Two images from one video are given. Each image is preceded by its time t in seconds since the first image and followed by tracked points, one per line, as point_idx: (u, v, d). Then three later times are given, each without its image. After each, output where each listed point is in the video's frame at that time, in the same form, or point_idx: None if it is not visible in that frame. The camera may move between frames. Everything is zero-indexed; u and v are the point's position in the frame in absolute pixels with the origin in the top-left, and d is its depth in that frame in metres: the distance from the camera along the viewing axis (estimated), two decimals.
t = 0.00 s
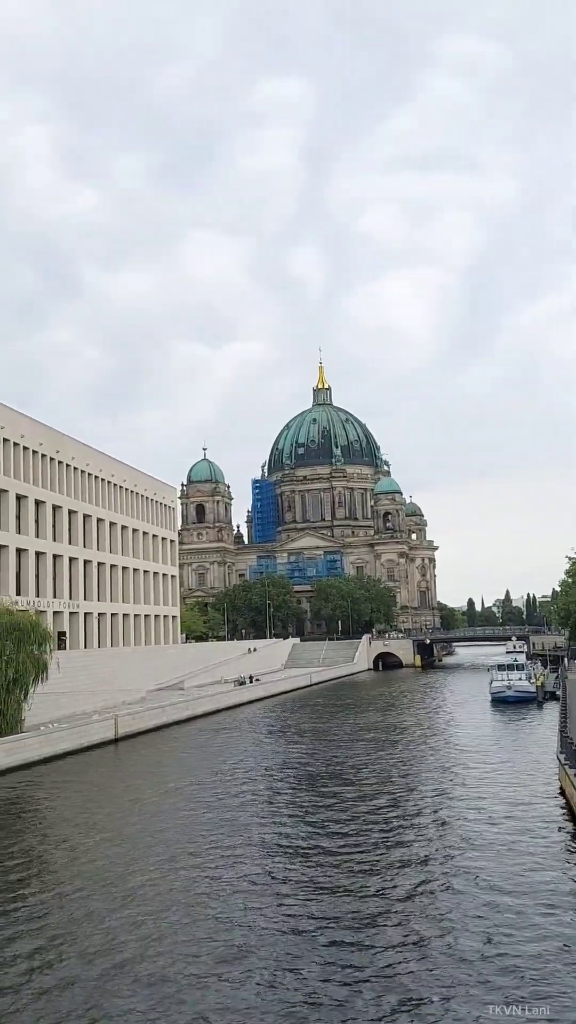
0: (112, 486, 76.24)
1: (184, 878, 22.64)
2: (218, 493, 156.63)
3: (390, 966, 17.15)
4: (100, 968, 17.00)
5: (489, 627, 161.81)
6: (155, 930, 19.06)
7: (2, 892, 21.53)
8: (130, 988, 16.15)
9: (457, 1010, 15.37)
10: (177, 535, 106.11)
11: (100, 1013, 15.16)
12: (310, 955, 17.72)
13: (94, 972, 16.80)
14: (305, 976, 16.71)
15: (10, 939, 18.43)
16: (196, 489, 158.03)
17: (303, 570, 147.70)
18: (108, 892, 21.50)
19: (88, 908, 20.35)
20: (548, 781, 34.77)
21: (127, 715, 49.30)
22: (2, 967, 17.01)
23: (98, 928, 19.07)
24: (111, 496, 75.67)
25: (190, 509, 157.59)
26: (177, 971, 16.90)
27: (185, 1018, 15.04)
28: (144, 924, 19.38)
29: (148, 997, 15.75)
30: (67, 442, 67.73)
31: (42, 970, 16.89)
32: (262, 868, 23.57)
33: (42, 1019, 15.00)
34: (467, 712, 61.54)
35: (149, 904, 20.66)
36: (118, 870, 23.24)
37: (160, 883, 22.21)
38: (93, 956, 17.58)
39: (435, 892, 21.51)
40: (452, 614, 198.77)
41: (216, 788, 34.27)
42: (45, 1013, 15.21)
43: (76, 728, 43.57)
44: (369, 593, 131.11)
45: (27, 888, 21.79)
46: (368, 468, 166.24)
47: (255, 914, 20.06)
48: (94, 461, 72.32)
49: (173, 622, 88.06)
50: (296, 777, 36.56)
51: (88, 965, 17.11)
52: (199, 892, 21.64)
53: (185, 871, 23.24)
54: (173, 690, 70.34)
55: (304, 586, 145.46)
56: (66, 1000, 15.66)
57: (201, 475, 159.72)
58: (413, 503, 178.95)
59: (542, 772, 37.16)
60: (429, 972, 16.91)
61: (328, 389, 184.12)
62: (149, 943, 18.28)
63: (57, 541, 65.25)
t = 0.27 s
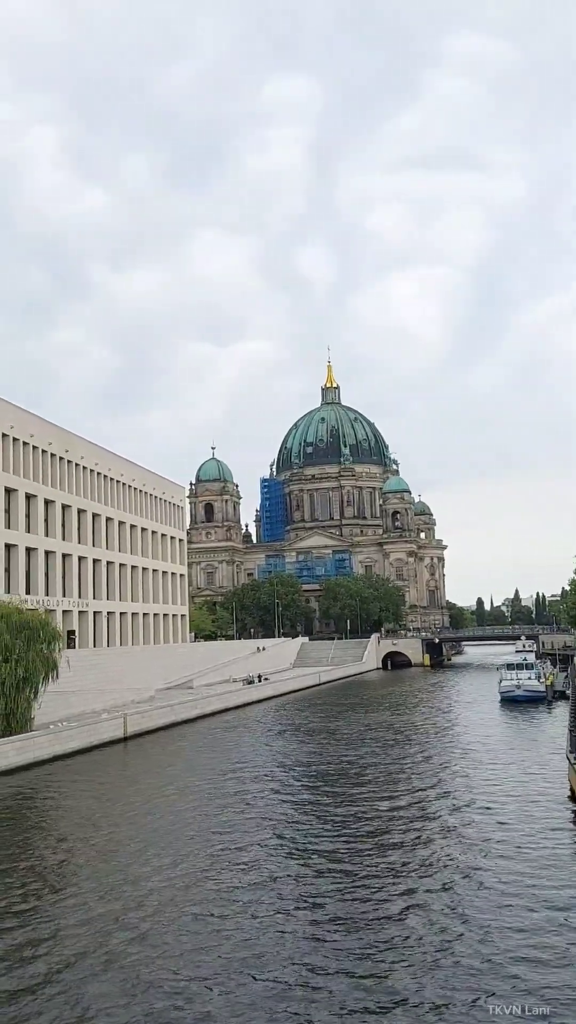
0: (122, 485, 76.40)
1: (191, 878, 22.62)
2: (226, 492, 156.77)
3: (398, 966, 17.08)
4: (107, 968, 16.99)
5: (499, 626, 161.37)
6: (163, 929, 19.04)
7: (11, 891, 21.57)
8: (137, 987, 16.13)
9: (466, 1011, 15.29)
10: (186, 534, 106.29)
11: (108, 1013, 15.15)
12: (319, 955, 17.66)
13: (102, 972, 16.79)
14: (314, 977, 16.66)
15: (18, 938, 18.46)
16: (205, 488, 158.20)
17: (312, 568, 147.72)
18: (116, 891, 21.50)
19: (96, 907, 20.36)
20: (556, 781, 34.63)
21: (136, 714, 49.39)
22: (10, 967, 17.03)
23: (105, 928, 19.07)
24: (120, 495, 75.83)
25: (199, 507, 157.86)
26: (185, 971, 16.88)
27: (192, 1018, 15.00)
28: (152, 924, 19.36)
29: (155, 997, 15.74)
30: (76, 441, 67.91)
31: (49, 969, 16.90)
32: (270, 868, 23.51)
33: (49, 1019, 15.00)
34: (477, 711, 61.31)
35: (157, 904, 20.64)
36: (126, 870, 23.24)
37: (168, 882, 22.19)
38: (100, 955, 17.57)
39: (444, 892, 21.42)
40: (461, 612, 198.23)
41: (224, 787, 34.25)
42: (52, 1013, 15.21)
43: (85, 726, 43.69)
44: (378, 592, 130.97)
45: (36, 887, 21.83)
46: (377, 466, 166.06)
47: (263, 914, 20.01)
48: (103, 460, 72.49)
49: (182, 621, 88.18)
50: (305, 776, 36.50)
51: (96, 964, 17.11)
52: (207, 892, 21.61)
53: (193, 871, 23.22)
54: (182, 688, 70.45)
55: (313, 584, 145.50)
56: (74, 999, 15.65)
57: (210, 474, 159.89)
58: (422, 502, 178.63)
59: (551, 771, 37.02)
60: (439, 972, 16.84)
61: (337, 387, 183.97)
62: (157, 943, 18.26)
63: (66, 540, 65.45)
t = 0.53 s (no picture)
0: (131, 484, 76.52)
1: (201, 878, 22.51)
2: (235, 490, 156.87)
3: (410, 966, 16.98)
4: (117, 968, 16.91)
5: (509, 625, 160.80)
6: (172, 929, 18.94)
7: (20, 890, 21.53)
8: (146, 987, 16.05)
9: (483, 1009, 15.27)
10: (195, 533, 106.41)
11: (116, 1013, 15.06)
12: (332, 956, 17.56)
13: (111, 972, 16.71)
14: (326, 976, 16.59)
15: (28, 937, 18.42)
16: (213, 487, 158.33)
17: (321, 567, 147.63)
18: (126, 891, 21.43)
19: (105, 907, 20.29)
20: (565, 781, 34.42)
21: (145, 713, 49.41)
22: (19, 966, 16.98)
23: (114, 927, 19.01)
24: (129, 494, 75.94)
25: (208, 506, 158.02)
26: (194, 971, 16.78)
27: (202, 1018, 14.92)
28: (160, 924, 19.24)
29: (164, 997, 15.66)
30: (86, 441, 68.06)
31: (59, 969, 16.82)
32: (280, 868, 23.40)
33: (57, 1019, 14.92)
34: (487, 710, 61.10)
35: (166, 904, 20.57)
36: (136, 869, 23.15)
37: (178, 882, 22.11)
38: (109, 955, 17.49)
39: (455, 892, 21.32)
40: (470, 612, 197.78)
41: (233, 787, 34.16)
42: (60, 1013, 15.13)
43: (94, 725, 43.71)
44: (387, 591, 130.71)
45: (45, 886, 21.80)
46: (386, 465, 165.81)
47: (274, 914, 19.93)
48: (112, 459, 72.64)
49: (191, 620, 88.25)
50: (315, 775, 36.39)
51: (103, 965, 17.03)
52: (216, 892, 21.51)
53: (203, 871, 23.12)
54: (191, 687, 70.45)
55: (321, 583, 145.42)
56: (82, 999, 15.56)
57: (219, 473, 160.00)
58: (431, 501, 178.24)
59: (559, 771, 36.80)
60: (452, 972, 16.74)
61: (345, 386, 183.92)
62: (166, 942, 18.19)
63: (76, 539, 65.59)
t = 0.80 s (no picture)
0: (139, 484, 76.68)
1: (211, 878, 22.49)
2: (243, 490, 157.11)
3: (422, 966, 16.93)
4: (126, 967, 16.88)
5: (518, 625, 160.28)
6: (181, 929, 18.91)
7: (29, 889, 21.54)
8: (156, 987, 16.01)
9: (495, 1010, 15.21)
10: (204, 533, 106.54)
11: (126, 1013, 15.02)
12: (343, 956, 17.51)
13: (120, 972, 16.68)
14: (338, 976, 16.56)
15: (38, 937, 18.40)
16: (221, 486, 158.50)
17: (329, 567, 147.50)
18: (135, 891, 21.41)
19: (114, 906, 20.27)
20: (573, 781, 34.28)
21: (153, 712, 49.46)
22: (27, 965, 16.99)
23: (124, 927, 18.98)
24: (138, 494, 76.09)
25: (216, 506, 158.13)
26: (204, 971, 16.75)
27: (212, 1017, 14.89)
28: (170, 924, 19.21)
29: (173, 997, 15.63)
30: (94, 441, 68.25)
31: (69, 968, 16.80)
32: (291, 868, 23.36)
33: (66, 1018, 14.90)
34: (496, 710, 60.95)
35: (176, 903, 20.55)
36: (145, 869, 23.14)
37: (186, 882, 22.10)
38: (119, 955, 17.47)
39: (467, 892, 21.26)
40: (479, 612, 197.32)
41: (242, 787, 34.13)
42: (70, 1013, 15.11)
43: (103, 724, 43.79)
44: (395, 590, 130.46)
45: (54, 886, 21.80)
46: (394, 465, 165.59)
47: (285, 914, 19.91)
48: (121, 459, 72.82)
49: (199, 619, 88.34)
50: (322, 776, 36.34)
51: (113, 964, 17.01)
52: (226, 892, 21.47)
53: (213, 871, 23.10)
54: (199, 686, 70.47)
55: (330, 583, 145.32)
56: (92, 998, 15.54)
57: (227, 472, 160.17)
58: (440, 500, 177.89)
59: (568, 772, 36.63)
60: (464, 972, 16.69)
61: (353, 385, 183.86)
62: (176, 942, 18.16)
63: (84, 539, 65.75)
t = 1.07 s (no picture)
0: (145, 484, 76.79)
1: (215, 878, 22.54)
2: (249, 490, 157.21)
3: (422, 966, 17.00)
4: (130, 967, 16.93)
5: (524, 625, 160.15)
6: (185, 929, 18.96)
7: (34, 889, 21.60)
8: (159, 987, 16.07)
9: (499, 1010, 15.25)
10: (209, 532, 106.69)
11: (130, 1013, 15.07)
12: (347, 956, 17.55)
13: (124, 972, 16.73)
14: (342, 976, 16.60)
15: (42, 937, 18.46)
16: (227, 486, 158.61)
17: (335, 567, 147.56)
18: (139, 891, 21.46)
19: (118, 906, 20.31)
20: None
21: (159, 712, 49.52)
22: (30, 964, 17.06)
23: (128, 927, 19.04)
24: (144, 493, 76.19)
25: (222, 506, 158.24)
26: (208, 971, 16.81)
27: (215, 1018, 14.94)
28: (174, 924, 19.28)
29: (177, 997, 15.67)
30: (101, 441, 68.38)
31: (73, 968, 16.86)
32: (296, 868, 23.39)
33: (70, 1019, 14.95)
34: (502, 710, 60.90)
35: (180, 903, 20.60)
36: (149, 869, 23.19)
37: (191, 882, 22.14)
38: (122, 955, 17.53)
39: (472, 892, 21.29)
40: (486, 612, 197.07)
41: (247, 786, 34.16)
42: (73, 1013, 15.16)
43: (109, 724, 43.88)
44: (402, 590, 130.43)
45: (59, 885, 21.86)
46: (400, 464, 165.61)
47: (290, 914, 19.95)
48: (127, 459, 72.99)
49: (205, 619, 88.44)
50: (326, 775, 36.35)
51: (117, 964, 17.07)
52: (231, 892, 21.52)
53: (217, 871, 23.14)
54: (205, 686, 70.61)
55: (335, 583, 145.49)
56: (94, 999, 15.61)
57: (233, 472, 160.26)
58: (446, 500, 177.94)
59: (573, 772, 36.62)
60: (468, 972, 16.73)
61: (359, 384, 183.77)
62: (179, 942, 18.22)
63: (91, 538, 65.87)
